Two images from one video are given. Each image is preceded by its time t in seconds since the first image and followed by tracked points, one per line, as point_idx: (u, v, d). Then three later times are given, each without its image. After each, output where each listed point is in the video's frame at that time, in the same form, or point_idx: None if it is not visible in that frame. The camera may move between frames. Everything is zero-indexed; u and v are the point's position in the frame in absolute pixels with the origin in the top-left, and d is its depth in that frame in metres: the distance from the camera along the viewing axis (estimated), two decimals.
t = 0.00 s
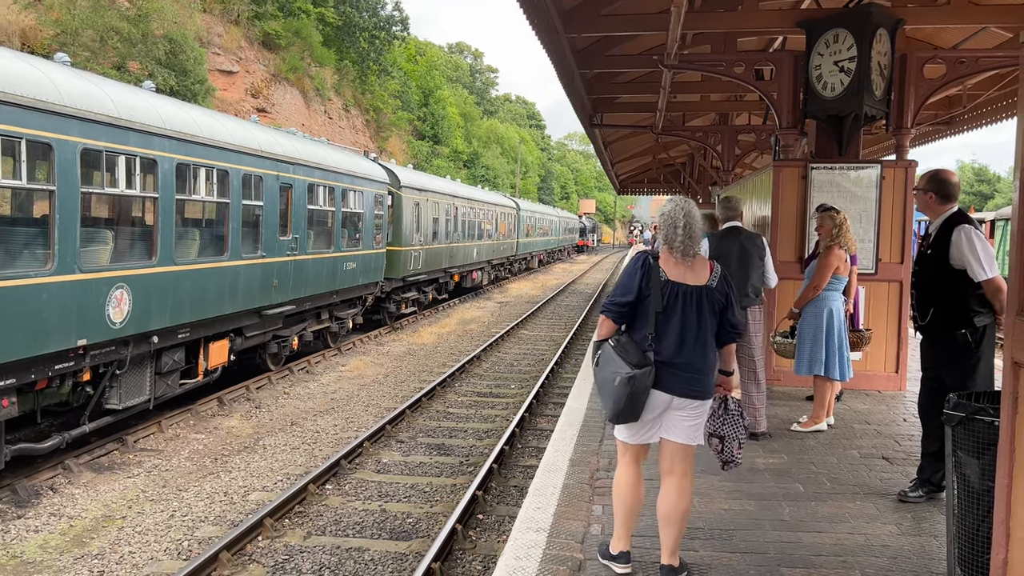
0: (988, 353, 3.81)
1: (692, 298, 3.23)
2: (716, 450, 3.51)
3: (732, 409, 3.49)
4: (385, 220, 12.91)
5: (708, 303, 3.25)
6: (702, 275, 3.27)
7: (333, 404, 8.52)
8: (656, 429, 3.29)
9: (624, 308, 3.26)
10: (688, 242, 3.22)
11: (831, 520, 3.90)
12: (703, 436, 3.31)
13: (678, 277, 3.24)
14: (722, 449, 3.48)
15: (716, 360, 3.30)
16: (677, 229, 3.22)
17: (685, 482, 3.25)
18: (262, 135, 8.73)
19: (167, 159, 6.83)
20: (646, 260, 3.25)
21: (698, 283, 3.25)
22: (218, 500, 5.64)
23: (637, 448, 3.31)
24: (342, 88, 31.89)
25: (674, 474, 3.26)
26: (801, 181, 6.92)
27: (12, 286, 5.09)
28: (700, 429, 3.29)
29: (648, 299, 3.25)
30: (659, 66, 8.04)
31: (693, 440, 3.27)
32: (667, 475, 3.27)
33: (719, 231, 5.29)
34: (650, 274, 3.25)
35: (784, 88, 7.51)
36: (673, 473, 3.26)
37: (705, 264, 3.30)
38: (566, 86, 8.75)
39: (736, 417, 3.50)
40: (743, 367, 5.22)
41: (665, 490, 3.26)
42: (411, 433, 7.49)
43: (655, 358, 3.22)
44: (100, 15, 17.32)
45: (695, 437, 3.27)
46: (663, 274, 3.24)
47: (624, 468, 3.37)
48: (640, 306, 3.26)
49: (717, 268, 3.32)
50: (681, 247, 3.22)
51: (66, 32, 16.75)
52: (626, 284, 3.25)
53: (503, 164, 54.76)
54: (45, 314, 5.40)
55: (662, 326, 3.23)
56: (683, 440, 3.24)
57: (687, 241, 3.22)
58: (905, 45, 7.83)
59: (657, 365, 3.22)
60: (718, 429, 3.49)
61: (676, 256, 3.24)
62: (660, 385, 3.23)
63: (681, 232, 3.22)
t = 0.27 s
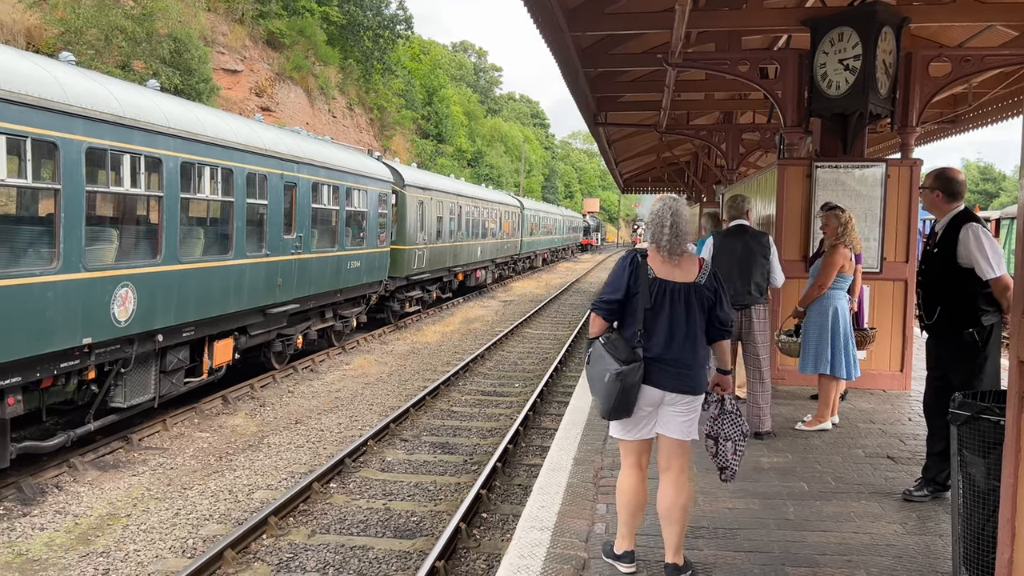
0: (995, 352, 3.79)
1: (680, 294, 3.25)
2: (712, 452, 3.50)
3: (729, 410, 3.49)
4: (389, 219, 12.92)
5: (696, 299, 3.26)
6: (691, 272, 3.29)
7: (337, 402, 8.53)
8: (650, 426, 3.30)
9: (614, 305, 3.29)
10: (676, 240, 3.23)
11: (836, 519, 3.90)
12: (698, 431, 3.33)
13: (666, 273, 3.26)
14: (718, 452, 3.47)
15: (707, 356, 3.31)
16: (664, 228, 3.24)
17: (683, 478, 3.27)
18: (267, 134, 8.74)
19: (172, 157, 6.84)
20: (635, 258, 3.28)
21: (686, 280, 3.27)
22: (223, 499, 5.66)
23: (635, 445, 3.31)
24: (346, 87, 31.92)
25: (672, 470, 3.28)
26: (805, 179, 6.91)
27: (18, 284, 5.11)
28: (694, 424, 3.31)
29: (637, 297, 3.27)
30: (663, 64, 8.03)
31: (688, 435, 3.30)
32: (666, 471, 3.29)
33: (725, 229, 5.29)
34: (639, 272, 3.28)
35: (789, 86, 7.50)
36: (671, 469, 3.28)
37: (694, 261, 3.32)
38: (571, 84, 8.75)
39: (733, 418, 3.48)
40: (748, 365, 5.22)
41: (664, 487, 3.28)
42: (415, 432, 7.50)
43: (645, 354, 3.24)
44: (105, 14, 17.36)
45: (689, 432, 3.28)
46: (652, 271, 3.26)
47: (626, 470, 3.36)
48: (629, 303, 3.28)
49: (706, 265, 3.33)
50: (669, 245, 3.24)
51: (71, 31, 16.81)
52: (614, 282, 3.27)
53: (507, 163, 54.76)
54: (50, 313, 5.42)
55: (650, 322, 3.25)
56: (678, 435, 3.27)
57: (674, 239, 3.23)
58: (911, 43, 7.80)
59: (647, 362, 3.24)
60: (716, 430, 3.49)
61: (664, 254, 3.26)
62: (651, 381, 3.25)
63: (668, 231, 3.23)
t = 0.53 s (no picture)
0: (1001, 351, 3.79)
1: (664, 292, 3.25)
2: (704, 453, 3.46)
3: (722, 410, 3.46)
4: (393, 218, 12.92)
5: (680, 297, 3.26)
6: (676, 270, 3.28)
7: (341, 401, 8.54)
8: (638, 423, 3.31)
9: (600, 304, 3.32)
10: (657, 240, 3.21)
11: (841, 519, 3.89)
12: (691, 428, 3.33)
13: (650, 272, 3.26)
14: (708, 452, 3.43)
15: (692, 354, 3.31)
16: (644, 228, 3.22)
17: (682, 471, 3.30)
18: (271, 133, 8.75)
19: (177, 156, 6.85)
20: (620, 257, 3.30)
21: (670, 278, 3.26)
22: (228, 497, 5.67)
23: (631, 440, 3.32)
24: (350, 86, 31.95)
25: (671, 465, 3.31)
26: (809, 178, 6.89)
27: (23, 283, 5.13)
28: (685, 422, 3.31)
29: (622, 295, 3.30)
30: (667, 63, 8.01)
31: (682, 432, 3.30)
32: (664, 466, 3.32)
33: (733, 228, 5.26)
34: (623, 270, 3.30)
35: (793, 85, 7.48)
36: (670, 464, 3.31)
37: (679, 258, 3.30)
38: (575, 84, 8.74)
39: (723, 417, 3.44)
40: (753, 364, 5.22)
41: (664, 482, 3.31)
42: (419, 430, 7.50)
43: (627, 352, 3.26)
44: (110, 13, 17.41)
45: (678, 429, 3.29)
46: (636, 269, 3.27)
47: (627, 469, 3.37)
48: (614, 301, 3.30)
49: (693, 262, 3.30)
50: (649, 245, 3.23)
51: (76, 30, 16.85)
52: (600, 281, 3.30)
53: (511, 161, 54.74)
54: (55, 312, 5.44)
55: (633, 320, 3.27)
56: (668, 432, 3.28)
57: (656, 239, 3.22)
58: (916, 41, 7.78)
59: (631, 359, 3.26)
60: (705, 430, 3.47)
61: (645, 253, 3.25)
62: (634, 378, 3.27)
63: (648, 230, 3.22)
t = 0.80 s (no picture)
0: (1006, 349, 3.78)
1: (653, 290, 3.25)
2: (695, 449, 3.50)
3: (716, 408, 3.46)
4: (397, 217, 12.93)
5: (669, 295, 3.25)
6: (665, 268, 3.27)
7: (345, 400, 8.55)
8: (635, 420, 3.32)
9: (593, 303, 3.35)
10: (641, 239, 3.24)
11: (846, 519, 3.88)
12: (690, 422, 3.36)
13: (639, 271, 3.27)
14: (697, 449, 3.47)
15: (685, 351, 3.29)
16: (628, 228, 3.25)
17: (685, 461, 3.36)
18: (276, 132, 8.76)
19: (182, 156, 6.87)
20: (609, 256, 3.33)
21: (657, 277, 3.26)
22: (233, 496, 5.68)
23: (631, 438, 3.34)
24: (354, 85, 31.97)
25: (672, 455, 3.36)
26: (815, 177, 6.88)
27: (29, 282, 5.15)
28: (683, 418, 3.32)
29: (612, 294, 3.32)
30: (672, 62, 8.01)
31: (680, 428, 3.32)
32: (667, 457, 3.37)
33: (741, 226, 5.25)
34: (614, 269, 3.32)
35: (799, 83, 7.45)
36: (672, 456, 3.36)
37: (668, 256, 3.29)
38: (579, 83, 8.75)
39: (717, 418, 3.44)
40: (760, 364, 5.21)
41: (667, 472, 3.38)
42: (423, 430, 7.51)
43: (618, 351, 3.29)
44: (115, 12, 17.46)
45: (675, 425, 3.30)
46: (624, 268, 3.29)
47: (630, 468, 3.36)
48: (605, 300, 3.33)
49: (683, 260, 3.28)
50: (634, 245, 3.26)
51: (81, 29, 16.91)
52: (591, 280, 3.34)
53: (515, 161, 54.70)
54: (61, 311, 5.46)
55: (623, 319, 3.29)
56: (665, 429, 3.30)
57: (641, 238, 3.24)
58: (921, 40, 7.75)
59: (622, 356, 3.29)
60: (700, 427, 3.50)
61: (632, 253, 3.27)
62: (626, 375, 3.30)
63: (633, 230, 3.24)
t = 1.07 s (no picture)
0: (1011, 347, 3.77)
1: (658, 290, 3.26)
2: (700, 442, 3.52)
3: (722, 403, 3.48)
4: (402, 216, 12.95)
5: (674, 295, 3.25)
6: (669, 268, 3.27)
7: (350, 400, 8.57)
8: (641, 419, 3.32)
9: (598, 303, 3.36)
10: (646, 238, 3.24)
11: (852, 518, 3.88)
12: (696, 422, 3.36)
13: (644, 271, 3.27)
14: (701, 442, 3.48)
15: (690, 349, 3.29)
16: (633, 227, 3.26)
17: (689, 465, 3.35)
18: (281, 132, 8.78)
19: (187, 155, 6.88)
20: (614, 257, 3.34)
21: (662, 277, 3.26)
22: (238, 495, 5.69)
23: (637, 436, 3.34)
24: (358, 85, 32.00)
25: (677, 460, 3.35)
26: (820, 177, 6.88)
27: (36, 281, 5.16)
28: (688, 417, 3.32)
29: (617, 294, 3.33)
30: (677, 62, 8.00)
31: (686, 427, 3.32)
32: (671, 460, 3.36)
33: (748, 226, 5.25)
34: (618, 269, 3.34)
35: (804, 83, 7.47)
36: (676, 458, 3.35)
37: (673, 256, 3.30)
38: (583, 82, 8.75)
39: (724, 413, 3.46)
40: (767, 362, 5.22)
41: (671, 475, 3.37)
42: (428, 429, 7.52)
43: (623, 350, 3.30)
44: (120, 12, 17.49)
45: (680, 423, 3.30)
46: (629, 268, 3.30)
47: (637, 466, 3.36)
48: (610, 300, 3.35)
49: (688, 260, 3.29)
50: (638, 244, 3.26)
51: (87, 29, 16.96)
52: (596, 281, 3.35)
53: (518, 160, 54.68)
54: (68, 310, 5.48)
55: (629, 318, 3.29)
56: (671, 428, 3.31)
57: (646, 237, 3.24)
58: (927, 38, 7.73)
59: (627, 355, 3.29)
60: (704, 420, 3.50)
61: (636, 252, 3.28)
62: (631, 374, 3.29)
63: (638, 228, 3.25)
